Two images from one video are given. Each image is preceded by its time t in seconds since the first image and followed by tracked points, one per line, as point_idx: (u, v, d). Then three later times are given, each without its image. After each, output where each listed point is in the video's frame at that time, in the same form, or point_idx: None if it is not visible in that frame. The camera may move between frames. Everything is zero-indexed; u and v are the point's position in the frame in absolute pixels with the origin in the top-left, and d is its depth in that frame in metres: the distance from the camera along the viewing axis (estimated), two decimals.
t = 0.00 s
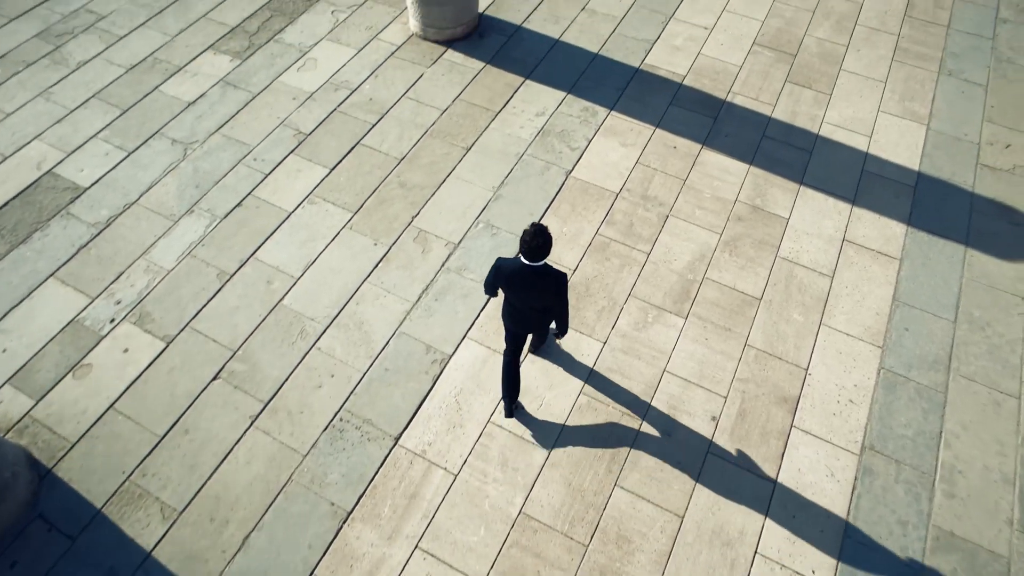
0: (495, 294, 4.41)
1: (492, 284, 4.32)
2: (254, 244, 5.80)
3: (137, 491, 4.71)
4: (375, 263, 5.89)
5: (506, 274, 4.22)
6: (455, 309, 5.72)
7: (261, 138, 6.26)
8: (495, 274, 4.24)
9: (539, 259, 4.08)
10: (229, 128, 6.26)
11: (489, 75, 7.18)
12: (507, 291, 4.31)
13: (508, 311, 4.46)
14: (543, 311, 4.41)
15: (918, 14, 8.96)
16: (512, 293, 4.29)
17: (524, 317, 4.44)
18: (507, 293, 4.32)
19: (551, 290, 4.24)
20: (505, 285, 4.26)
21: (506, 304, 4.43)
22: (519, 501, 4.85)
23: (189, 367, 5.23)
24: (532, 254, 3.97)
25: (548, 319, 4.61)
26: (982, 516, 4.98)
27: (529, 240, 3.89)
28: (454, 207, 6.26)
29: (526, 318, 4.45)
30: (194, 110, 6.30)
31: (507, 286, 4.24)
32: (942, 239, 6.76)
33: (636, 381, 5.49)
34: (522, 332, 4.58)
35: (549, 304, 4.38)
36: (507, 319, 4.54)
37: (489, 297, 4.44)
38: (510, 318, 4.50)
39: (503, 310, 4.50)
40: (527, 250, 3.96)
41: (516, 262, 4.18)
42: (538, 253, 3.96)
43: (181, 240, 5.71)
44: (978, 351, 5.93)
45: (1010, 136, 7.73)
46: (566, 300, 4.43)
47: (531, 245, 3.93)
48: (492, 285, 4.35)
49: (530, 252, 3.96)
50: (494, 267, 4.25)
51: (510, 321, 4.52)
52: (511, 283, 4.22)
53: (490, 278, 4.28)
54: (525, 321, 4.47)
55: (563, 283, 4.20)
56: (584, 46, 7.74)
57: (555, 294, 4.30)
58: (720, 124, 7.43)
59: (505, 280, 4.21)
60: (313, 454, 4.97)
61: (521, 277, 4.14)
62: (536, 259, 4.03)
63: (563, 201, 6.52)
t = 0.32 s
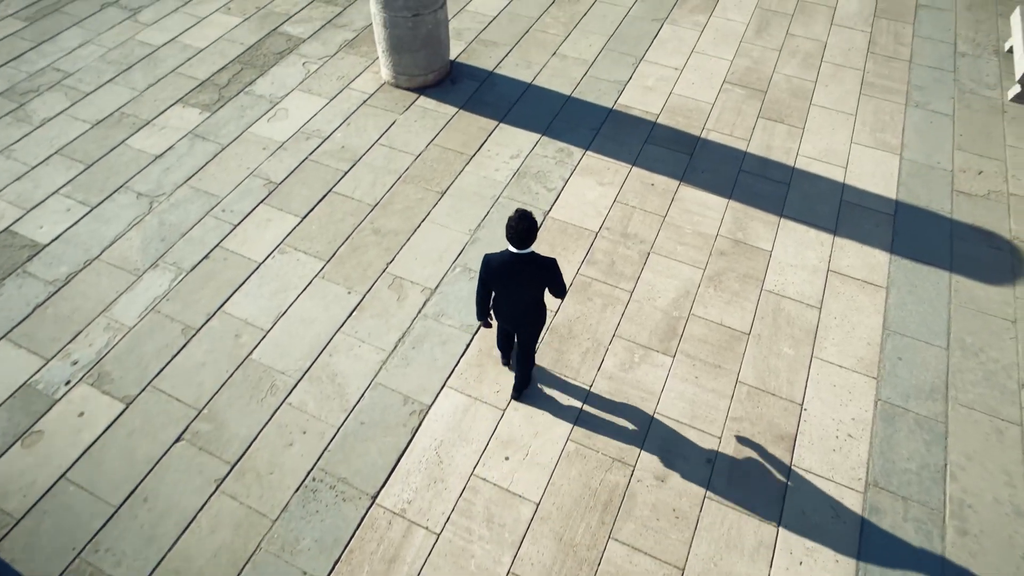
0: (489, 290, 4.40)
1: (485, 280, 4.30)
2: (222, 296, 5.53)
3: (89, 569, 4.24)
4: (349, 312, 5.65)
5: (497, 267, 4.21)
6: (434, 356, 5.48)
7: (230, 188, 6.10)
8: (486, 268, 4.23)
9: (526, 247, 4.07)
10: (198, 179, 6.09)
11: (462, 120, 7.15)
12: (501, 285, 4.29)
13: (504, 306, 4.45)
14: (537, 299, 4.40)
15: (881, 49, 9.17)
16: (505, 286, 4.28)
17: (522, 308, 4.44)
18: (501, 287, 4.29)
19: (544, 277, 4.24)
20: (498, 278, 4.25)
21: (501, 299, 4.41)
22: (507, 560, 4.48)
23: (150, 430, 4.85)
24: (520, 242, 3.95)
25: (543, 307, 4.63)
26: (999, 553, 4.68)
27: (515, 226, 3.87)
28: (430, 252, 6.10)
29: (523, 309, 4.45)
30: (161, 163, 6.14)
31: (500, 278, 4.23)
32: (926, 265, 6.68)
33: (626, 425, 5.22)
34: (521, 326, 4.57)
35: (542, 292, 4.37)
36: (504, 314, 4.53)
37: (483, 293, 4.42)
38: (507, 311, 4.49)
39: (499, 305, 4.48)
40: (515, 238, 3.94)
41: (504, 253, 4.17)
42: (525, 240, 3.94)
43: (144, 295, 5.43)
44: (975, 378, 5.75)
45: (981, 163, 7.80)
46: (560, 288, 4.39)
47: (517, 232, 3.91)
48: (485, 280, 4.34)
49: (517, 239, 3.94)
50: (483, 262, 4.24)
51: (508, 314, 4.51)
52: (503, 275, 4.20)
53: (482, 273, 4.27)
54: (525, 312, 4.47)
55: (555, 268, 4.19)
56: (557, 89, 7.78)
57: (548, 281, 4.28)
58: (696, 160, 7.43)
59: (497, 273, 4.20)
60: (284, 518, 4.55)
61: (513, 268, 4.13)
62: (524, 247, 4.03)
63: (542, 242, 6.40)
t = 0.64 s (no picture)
0: (471, 285, 4.34)
1: (467, 274, 4.24)
2: (190, 345, 5.26)
3: None
4: (323, 357, 5.39)
5: (479, 260, 4.16)
6: (413, 401, 5.21)
7: (201, 234, 5.92)
8: (467, 262, 4.18)
9: (505, 238, 4.02)
10: (167, 226, 5.92)
11: (439, 161, 7.09)
12: (483, 279, 4.23)
13: (487, 302, 4.37)
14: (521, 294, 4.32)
15: (851, 83, 9.35)
16: (487, 280, 4.21)
17: (506, 304, 4.36)
18: (483, 281, 4.23)
19: (525, 270, 4.18)
20: (480, 273, 4.19)
21: (484, 294, 4.34)
22: None
23: (108, 490, 4.48)
24: (499, 233, 3.91)
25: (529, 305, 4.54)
26: None
27: (492, 216, 3.82)
28: (409, 293, 5.91)
29: (507, 305, 4.37)
30: (129, 211, 5.97)
31: (481, 272, 4.17)
32: (913, 291, 6.58)
33: (618, 467, 4.95)
34: (507, 324, 4.48)
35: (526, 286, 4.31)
36: (488, 312, 4.44)
37: (466, 289, 4.36)
38: (491, 308, 4.41)
39: (483, 302, 4.41)
40: (493, 229, 3.90)
41: (485, 246, 4.12)
42: (504, 231, 3.90)
43: (107, 346, 5.16)
44: (974, 404, 5.57)
45: (958, 189, 7.84)
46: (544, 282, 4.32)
47: (496, 223, 3.86)
48: (467, 276, 4.28)
49: (495, 229, 3.90)
50: (465, 256, 4.19)
51: (492, 312, 4.43)
52: (484, 269, 4.14)
53: (463, 267, 4.21)
54: (509, 308, 4.39)
55: (536, 261, 4.14)
56: (533, 128, 7.80)
57: (530, 275, 4.21)
58: (675, 194, 7.40)
59: (478, 267, 4.14)
60: None
61: (493, 260, 4.08)
62: (503, 238, 3.98)
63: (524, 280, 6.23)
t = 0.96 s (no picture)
0: (459, 285, 4.49)
1: (456, 273, 4.39)
2: (163, 397, 5.00)
3: None
4: (303, 407, 5.12)
5: (468, 259, 4.32)
6: (398, 452, 4.92)
7: (179, 282, 5.76)
8: (457, 261, 4.33)
9: (496, 238, 4.21)
10: (144, 273, 5.76)
11: (426, 205, 7.03)
12: (472, 279, 4.39)
13: (473, 301, 4.52)
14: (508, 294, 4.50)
15: (832, 125, 9.48)
16: (475, 280, 4.37)
17: (491, 304, 4.52)
18: (471, 280, 4.38)
19: (513, 273, 4.35)
20: (469, 271, 4.34)
21: (472, 294, 4.49)
22: None
23: (65, 555, 4.11)
24: (490, 231, 4.10)
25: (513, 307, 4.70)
26: None
27: (485, 214, 4.02)
28: (394, 339, 5.72)
29: (493, 305, 4.53)
30: (106, 259, 5.82)
31: (470, 271, 4.33)
32: (911, 327, 6.44)
33: (615, 517, 4.66)
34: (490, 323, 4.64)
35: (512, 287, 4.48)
36: (473, 312, 4.59)
37: (454, 288, 4.50)
38: (477, 309, 4.56)
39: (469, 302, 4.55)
40: (485, 226, 4.09)
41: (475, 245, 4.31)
42: (495, 228, 4.10)
43: (75, 399, 4.90)
44: (984, 442, 5.35)
45: (947, 225, 7.82)
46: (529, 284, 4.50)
47: (489, 222, 4.06)
48: (456, 275, 4.45)
49: (487, 227, 4.09)
50: (455, 253, 4.36)
51: (477, 312, 4.58)
52: (474, 267, 4.31)
53: (453, 266, 4.37)
54: (494, 308, 4.55)
55: (524, 263, 4.32)
56: (519, 172, 7.81)
57: (517, 276, 4.38)
58: (665, 234, 7.34)
59: (468, 266, 4.31)
60: None
61: (483, 259, 4.25)
62: (495, 237, 4.17)
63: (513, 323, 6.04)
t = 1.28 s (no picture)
0: (466, 282, 4.61)
1: (463, 270, 4.52)
2: (144, 439, 4.77)
3: None
4: (292, 449, 4.88)
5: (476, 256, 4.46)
6: (390, 496, 4.66)
7: (168, 320, 5.62)
8: (465, 257, 4.48)
9: (504, 237, 4.35)
10: (132, 311, 5.63)
11: (423, 243, 6.96)
12: (477, 277, 4.49)
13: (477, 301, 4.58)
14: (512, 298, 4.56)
15: (831, 164, 9.51)
16: (480, 278, 4.46)
17: (494, 307, 4.55)
18: (476, 278, 4.48)
19: (517, 273, 4.44)
20: (475, 268, 4.46)
21: (476, 293, 4.56)
22: None
23: None
24: (497, 229, 4.24)
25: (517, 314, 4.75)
26: None
27: (493, 212, 4.17)
28: (388, 378, 5.53)
29: (494, 308, 4.55)
30: (95, 298, 5.70)
31: (477, 267, 4.45)
32: (922, 364, 6.24)
33: (620, 566, 4.36)
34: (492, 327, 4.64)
35: (517, 290, 4.55)
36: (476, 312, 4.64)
37: (460, 285, 4.62)
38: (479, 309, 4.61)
39: (473, 302, 4.62)
40: (493, 223, 4.24)
41: (483, 244, 4.45)
42: (502, 227, 4.24)
43: (52, 441, 4.68)
44: (1007, 485, 5.08)
45: (952, 261, 7.71)
46: (535, 288, 4.58)
47: (496, 220, 4.21)
48: (464, 274, 4.57)
49: (495, 225, 4.24)
50: (464, 250, 4.51)
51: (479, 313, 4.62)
52: (480, 264, 4.43)
53: (461, 262, 4.51)
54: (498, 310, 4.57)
55: (528, 266, 4.41)
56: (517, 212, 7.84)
57: (522, 278, 4.47)
58: (665, 272, 7.23)
59: (474, 264, 4.44)
60: None
61: (489, 256, 4.38)
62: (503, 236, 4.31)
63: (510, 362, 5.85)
